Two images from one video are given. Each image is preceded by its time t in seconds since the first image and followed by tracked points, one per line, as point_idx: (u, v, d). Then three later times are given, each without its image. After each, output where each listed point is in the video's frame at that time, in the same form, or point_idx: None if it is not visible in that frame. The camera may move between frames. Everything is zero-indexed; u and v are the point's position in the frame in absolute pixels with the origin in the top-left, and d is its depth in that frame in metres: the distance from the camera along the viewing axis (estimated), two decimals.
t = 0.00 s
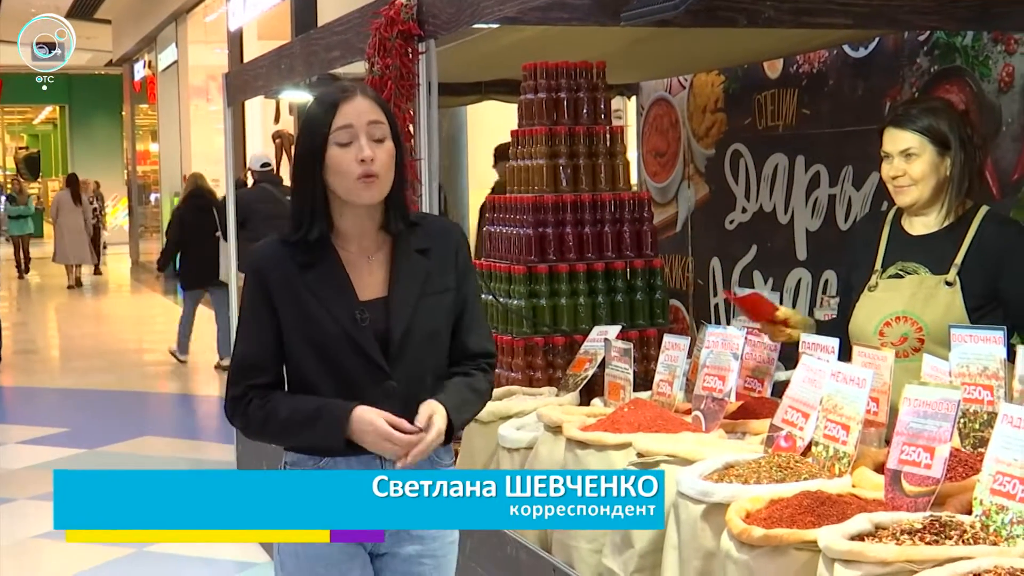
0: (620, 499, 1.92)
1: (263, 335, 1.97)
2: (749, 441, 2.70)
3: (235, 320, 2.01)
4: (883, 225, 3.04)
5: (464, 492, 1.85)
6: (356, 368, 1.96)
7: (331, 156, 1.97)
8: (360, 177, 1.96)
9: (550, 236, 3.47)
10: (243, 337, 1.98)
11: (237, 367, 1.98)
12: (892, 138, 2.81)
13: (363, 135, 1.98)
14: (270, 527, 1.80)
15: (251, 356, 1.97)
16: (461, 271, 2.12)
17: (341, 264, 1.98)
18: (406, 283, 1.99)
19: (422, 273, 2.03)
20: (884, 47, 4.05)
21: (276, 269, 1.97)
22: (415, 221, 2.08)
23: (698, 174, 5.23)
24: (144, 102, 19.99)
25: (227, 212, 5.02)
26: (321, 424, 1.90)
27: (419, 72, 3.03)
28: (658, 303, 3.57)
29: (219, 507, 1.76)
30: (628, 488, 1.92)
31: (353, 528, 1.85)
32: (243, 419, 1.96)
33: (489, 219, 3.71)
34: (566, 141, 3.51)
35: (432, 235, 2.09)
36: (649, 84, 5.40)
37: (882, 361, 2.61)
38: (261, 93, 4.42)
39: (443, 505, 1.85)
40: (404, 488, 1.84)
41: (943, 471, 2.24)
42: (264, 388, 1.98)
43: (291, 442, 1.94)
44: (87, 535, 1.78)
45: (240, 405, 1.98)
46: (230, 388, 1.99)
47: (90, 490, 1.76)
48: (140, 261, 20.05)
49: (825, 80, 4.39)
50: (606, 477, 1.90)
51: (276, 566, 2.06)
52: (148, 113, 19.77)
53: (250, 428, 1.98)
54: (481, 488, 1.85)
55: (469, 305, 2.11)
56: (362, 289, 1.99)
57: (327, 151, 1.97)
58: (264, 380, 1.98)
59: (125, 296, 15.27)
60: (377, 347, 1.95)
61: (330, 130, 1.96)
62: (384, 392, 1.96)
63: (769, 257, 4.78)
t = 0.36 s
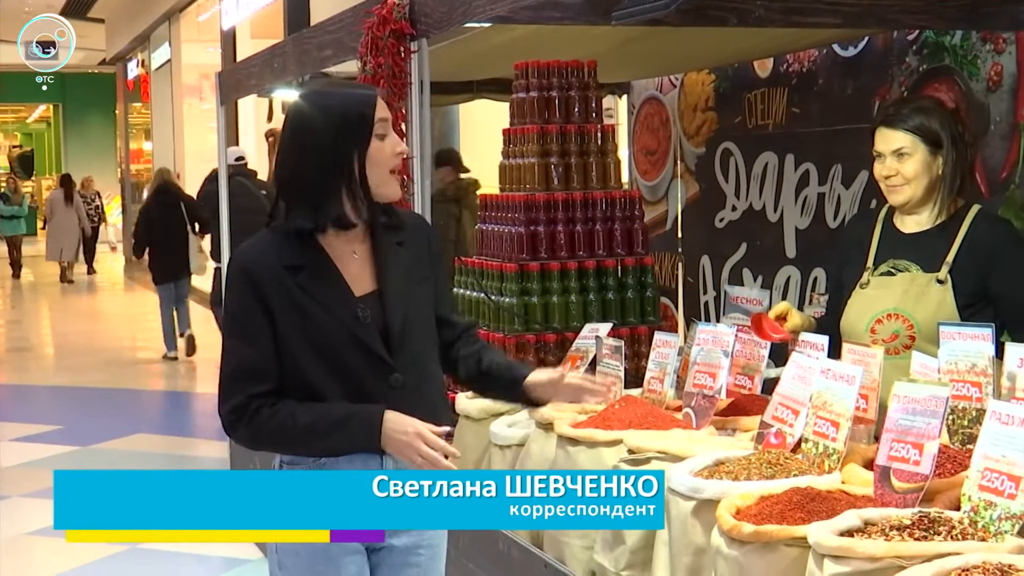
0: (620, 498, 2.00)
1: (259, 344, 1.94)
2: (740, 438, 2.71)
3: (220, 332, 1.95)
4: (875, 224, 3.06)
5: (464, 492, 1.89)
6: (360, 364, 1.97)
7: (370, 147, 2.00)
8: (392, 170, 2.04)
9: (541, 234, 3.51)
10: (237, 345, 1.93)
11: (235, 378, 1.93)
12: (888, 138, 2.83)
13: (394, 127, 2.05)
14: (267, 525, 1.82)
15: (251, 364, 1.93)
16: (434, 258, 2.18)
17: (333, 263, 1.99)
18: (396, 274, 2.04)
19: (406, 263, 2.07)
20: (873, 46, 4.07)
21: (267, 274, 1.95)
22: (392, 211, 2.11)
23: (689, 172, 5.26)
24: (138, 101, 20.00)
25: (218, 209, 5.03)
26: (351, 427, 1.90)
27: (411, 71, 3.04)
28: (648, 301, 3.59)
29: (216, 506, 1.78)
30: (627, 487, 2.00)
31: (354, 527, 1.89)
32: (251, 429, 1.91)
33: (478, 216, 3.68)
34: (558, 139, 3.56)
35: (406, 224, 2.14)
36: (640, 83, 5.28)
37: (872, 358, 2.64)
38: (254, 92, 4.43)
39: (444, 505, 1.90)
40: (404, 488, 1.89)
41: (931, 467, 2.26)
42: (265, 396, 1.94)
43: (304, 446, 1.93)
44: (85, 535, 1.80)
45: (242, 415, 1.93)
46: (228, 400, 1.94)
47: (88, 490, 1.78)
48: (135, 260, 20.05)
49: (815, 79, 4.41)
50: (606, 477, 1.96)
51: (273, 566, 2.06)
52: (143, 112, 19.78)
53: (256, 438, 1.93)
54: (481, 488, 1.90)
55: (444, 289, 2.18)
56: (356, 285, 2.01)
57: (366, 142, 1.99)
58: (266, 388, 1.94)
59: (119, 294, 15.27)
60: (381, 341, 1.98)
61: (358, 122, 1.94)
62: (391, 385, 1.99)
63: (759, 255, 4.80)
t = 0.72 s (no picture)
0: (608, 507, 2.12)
1: (246, 342, 1.94)
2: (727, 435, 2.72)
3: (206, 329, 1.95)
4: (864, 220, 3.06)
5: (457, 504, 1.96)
6: (347, 362, 1.98)
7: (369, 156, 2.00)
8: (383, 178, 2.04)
9: (529, 232, 3.50)
10: (223, 344, 1.93)
11: (220, 376, 1.93)
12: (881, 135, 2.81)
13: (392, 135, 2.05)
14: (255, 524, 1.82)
15: (236, 363, 1.93)
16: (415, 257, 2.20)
17: (320, 261, 2.00)
18: (383, 273, 2.06)
19: (390, 261, 2.09)
20: (860, 45, 4.07)
21: (254, 272, 1.95)
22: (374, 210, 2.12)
23: (677, 170, 5.27)
24: (127, 99, 19.98)
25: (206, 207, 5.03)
26: (336, 423, 1.90)
27: (399, 69, 3.02)
28: (637, 299, 3.57)
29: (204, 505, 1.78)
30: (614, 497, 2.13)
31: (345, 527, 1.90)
32: (237, 427, 1.92)
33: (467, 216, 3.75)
34: (546, 137, 3.57)
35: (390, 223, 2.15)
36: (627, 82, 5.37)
37: (859, 356, 2.63)
38: (242, 89, 4.43)
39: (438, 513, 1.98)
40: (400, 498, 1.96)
41: (917, 465, 2.26)
42: (250, 394, 1.95)
43: (290, 444, 1.93)
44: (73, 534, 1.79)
45: (228, 414, 1.93)
46: (213, 399, 1.94)
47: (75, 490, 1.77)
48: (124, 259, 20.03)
49: (802, 77, 4.42)
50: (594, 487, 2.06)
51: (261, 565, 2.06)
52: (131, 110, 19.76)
53: (242, 436, 1.93)
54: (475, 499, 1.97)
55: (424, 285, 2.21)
56: (343, 282, 2.02)
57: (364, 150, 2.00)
58: (250, 386, 1.94)
59: (108, 291, 15.25)
60: (368, 339, 1.99)
61: (349, 121, 1.93)
62: (378, 382, 2.01)
63: (746, 252, 4.81)
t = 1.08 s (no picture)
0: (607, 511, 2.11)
1: (238, 339, 1.94)
2: (720, 432, 2.73)
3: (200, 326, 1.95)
4: (858, 214, 3.05)
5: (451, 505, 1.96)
6: (340, 362, 1.98)
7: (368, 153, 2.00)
8: (381, 176, 2.03)
9: (522, 229, 3.50)
10: (215, 341, 1.93)
11: (211, 372, 1.93)
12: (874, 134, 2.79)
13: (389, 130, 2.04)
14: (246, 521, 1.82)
15: (227, 360, 1.93)
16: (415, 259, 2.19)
17: (315, 259, 1.99)
18: (379, 273, 2.05)
19: (388, 260, 2.09)
20: (853, 42, 4.08)
21: (247, 269, 1.95)
22: (373, 208, 2.12)
23: (671, 167, 5.28)
24: (119, 96, 19.98)
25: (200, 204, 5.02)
26: (324, 424, 1.90)
27: (393, 66, 3.02)
28: (630, 295, 3.58)
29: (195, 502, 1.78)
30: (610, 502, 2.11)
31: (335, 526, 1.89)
32: (226, 425, 1.92)
33: (461, 213, 3.75)
34: (539, 134, 3.57)
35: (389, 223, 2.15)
36: (622, 80, 5.50)
37: (852, 352, 2.63)
38: (235, 86, 4.42)
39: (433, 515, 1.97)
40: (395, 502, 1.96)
41: (911, 462, 2.25)
42: (241, 392, 1.95)
43: (280, 443, 1.92)
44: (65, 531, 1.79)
45: (219, 411, 1.93)
46: (204, 396, 1.94)
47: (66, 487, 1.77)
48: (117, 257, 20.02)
49: (796, 74, 4.42)
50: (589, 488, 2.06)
51: (252, 565, 2.06)
52: (123, 107, 19.78)
53: (232, 433, 1.93)
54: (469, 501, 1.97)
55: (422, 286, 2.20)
56: (338, 281, 2.02)
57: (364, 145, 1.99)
58: (241, 384, 1.94)
59: (101, 289, 15.24)
60: (361, 339, 1.98)
61: (346, 118, 1.93)
62: (371, 383, 2.00)
63: (740, 249, 4.81)
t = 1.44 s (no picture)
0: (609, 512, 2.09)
1: (237, 337, 1.94)
2: (717, 430, 2.73)
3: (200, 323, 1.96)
4: (856, 212, 3.05)
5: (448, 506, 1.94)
6: (339, 363, 1.97)
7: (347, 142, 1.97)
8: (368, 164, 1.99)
9: (520, 226, 3.50)
10: (214, 339, 1.94)
11: (207, 370, 1.94)
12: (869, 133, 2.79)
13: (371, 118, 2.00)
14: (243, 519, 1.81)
15: (224, 358, 1.94)
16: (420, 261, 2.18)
17: (316, 259, 1.99)
18: (381, 274, 2.04)
19: (391, 261, 2.08)
20: (850, 40, 4.08)
21: (247, 267, 1.96)
22: (379, 206, 2.10)
23: (668, 165, 5.28)
24: (115, 95, 19.99)
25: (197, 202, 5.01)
26: (320, 425, 1.89)
27: (390, 64, 3.01)
28: (626, 293, 3.59)
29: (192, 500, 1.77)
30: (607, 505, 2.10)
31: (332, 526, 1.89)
32: (222, 424, 1.92)
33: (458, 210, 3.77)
34: (536, 132, 3.56)
35: (394, 224, 2.14)
36: (618, 77, 5.43)
37: (848, 350, 2.63)
38: (232, 84, 4.42)
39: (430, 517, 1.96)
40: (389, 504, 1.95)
41: (907, 459, 2.25)
42: (238, 390, 1.95)
43: (275, 442, 1.92)
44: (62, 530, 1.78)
45: (215, 409, 1.94)
46: (202, 393, 1.95)
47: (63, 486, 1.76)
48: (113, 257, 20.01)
49: (793, 72, 4.42)
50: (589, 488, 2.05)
51: (249, 565, 2.06)
52: (119, 106, 19.80)
53: (229, 432, 1.94)
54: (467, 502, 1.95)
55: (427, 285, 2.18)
56: (339, 281, 2.01)
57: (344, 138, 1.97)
58: (238, 382, 1.94)
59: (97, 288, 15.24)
60: (361, 339, 1.98)
61: (347, 115, 1.95)
62: (370, 384, 1.99)
63: (738, 247, 4.81)
